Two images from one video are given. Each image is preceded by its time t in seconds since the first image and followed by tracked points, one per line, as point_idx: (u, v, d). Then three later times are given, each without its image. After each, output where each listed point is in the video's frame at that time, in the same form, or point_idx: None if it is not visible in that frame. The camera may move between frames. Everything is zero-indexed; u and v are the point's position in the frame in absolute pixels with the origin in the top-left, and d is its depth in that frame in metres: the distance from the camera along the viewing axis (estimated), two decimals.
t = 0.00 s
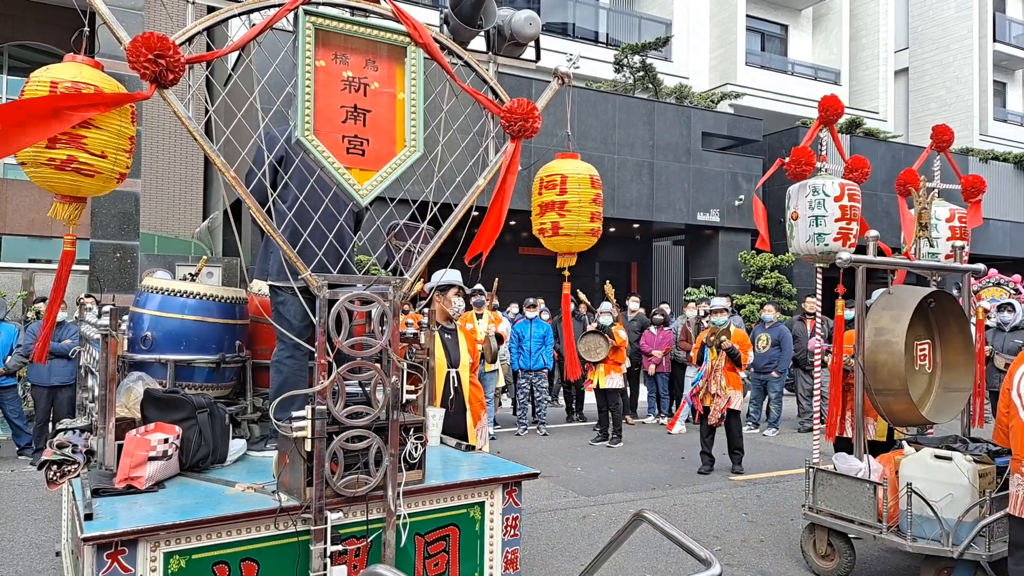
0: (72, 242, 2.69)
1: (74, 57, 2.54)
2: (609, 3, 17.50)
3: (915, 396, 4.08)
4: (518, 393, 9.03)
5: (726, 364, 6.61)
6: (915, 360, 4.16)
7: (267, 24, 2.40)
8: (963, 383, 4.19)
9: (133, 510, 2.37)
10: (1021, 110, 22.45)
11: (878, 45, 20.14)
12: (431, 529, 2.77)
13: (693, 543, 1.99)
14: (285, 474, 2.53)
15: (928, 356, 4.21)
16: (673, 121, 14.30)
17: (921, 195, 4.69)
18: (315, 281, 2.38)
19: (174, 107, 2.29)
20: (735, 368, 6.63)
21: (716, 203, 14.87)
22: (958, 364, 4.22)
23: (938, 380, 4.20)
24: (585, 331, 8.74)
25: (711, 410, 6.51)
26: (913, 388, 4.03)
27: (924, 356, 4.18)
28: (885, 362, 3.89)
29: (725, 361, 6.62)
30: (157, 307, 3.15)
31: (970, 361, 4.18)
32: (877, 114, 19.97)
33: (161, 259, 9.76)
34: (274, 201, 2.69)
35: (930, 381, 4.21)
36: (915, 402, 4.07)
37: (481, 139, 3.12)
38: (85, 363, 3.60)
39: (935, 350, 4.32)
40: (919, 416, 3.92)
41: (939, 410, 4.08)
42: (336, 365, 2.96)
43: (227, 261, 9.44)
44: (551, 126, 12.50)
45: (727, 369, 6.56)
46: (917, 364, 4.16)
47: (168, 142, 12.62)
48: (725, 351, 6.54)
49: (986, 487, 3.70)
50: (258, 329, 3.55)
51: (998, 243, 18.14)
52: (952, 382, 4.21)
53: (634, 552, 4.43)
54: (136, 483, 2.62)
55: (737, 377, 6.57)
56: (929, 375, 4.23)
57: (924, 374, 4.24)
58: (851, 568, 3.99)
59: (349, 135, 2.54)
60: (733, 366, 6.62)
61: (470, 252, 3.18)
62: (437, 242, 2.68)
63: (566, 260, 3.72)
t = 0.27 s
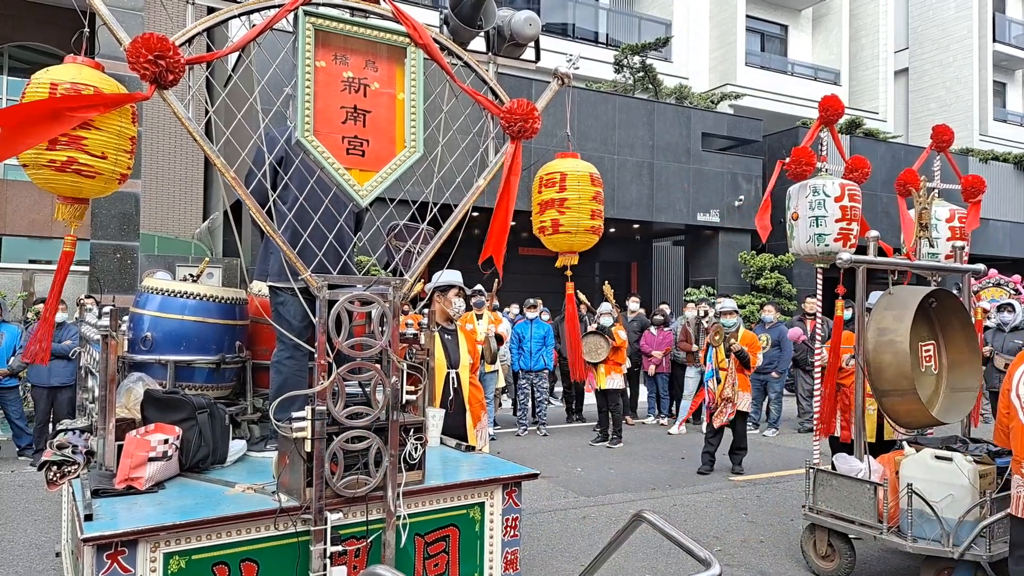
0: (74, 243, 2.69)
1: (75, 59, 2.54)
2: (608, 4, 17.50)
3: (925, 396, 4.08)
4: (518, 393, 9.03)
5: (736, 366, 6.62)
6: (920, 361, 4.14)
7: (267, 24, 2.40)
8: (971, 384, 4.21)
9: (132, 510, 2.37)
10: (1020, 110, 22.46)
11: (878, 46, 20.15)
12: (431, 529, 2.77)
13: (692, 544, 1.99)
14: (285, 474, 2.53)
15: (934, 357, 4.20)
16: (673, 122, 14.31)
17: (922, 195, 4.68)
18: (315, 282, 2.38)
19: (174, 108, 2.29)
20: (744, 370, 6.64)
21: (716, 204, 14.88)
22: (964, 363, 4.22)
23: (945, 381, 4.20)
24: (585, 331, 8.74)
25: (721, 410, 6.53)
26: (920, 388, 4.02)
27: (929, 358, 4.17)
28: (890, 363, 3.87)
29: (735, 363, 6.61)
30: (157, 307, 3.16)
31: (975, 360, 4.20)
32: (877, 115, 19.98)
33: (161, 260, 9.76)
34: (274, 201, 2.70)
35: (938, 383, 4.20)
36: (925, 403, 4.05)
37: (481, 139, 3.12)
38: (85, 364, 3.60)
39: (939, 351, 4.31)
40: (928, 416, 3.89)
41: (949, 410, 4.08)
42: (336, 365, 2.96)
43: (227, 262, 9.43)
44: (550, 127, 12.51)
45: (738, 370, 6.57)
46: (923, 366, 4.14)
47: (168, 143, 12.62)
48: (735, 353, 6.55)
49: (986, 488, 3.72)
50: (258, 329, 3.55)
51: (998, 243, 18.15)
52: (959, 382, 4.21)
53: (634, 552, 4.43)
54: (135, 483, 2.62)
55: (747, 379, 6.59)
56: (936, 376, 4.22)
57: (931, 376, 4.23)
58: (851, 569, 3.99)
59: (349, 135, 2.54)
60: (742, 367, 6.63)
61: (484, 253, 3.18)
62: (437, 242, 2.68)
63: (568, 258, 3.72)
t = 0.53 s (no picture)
0: (74, 243, 2.69)
1: (75, 58, 2.54)
2: (609, 3, 17.50)
3: (926, 395, 4.09)
4: (518, 393, 9.03)
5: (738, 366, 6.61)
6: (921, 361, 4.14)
7: (267, 24, 2.40)
8: (973, 383, 4.20)
9: (132, 510, 2.37)
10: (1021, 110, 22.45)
11: (878, 46, 20.15)
12: (431, 529, 2.77)
13: (693, 544, 1.99)
14: (285, 474, 2.53)
15: (935, 357, 4.20)
16: (673, 121, 14.30)
17: (923, 195, 4.68)
18: (315, 282, 2.38)
19: (174, 108, 2.29)
20: (747, 370, 6.63)
21: (716, 204, 14.88)
22: (965, 362, 4.22)
23: (946, 381, 4.20)
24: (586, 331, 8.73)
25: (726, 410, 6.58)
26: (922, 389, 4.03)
27: (931, 358, 4.16)
28: (893, 363, 3.87)
29: (736, 363, 6.62)
30: (157, 307, 3.15)
31: (976, 360, 4.20)
32: (877, 115, 19.98)
33: (161, 259, 9.76)
34: (274, 201, 2.70)
35: (938, 383, 4.20)
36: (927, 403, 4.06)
37: (481, 139, 3.12)
38: (85, 364, 3.59)
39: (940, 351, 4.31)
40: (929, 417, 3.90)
41: (952, 409, 4.09)
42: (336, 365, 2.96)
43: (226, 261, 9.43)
44: (550, 126, 12.51)
45: (741, 372, 6.58)
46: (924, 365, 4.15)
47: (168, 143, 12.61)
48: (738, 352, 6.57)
49: (988, 487, 3.72)
50: (258, 329, 3.55)
51: (998, 243, 18.14)
52: (961, 382, 4.21)
53: (634, 552, 4.43)
54: (136, 483, 2.62)
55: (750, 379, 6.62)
56: (937, 376, 4.22)
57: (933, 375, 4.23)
58: (852, 569, 3.99)
59: (349, 135, 2.54)
60: (745, 368, 6.63)
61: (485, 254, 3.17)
62: (437, 242, 2.68)
63: (568, 256, 3.72)
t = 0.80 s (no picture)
0: (73, 242, 2.69)
1: (75, 57, 2.53)
2: (609, 3, 17.49)
3: (920, 394, 4.09)
4: (518, 392, 9.02)
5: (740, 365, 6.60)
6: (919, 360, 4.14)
7: (267, 23, 2.40)
8: (966, 383, 4.19)
9: (133, 510, 2.37)
10: (1021, 110, 22.44)
11: (878, 45, 20.14)
12: (431, 529, 2.77)
13: (694, 544, 1.98)
14: (286, 473, 2.53)
15: (931, 356, 4.21)
16: (673, 121, 14.30)
17: (924, 194, 4.68)
18: (316, 281, 2.38)
19: (174, 107, 2.28)
20: (748, 369, 6.61)
21: (716, 203, 14.87)
22: (960, 363, 4.22)
23: (940, 379, 4.21)
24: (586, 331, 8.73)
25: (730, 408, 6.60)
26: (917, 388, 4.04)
27: (927, 357, 4.17)
28: (890, 362, 3.90)
29: (737, 361, 6.58)
30: (158, 307, 3.15)
31: (972, 360, 4.18)
32: (877, 114, 19.97)
33: (160, 259, 9.75)
34: (274, 200, 2.70)
35: (933, 381, 4.21)
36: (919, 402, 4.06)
37: (482, 138, 3.11)
38: (85, 363, 3.59)
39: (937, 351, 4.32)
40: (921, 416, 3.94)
41: (943, 409, 4.08)
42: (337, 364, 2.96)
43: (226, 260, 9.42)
44: (550, 125, 12.50)
45: (742, 370, 6.57)
46: (919, 364, 4.13)
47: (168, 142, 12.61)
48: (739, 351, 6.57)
49: (989, 487, 3.72)
50: (258, 328, 3.54)
51: (998, 243, 18.14)
52: (954, 382, 4.21)
53: (635, 552, 4.42)
54: (136, 483, 2.62)
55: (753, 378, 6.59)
56: (931, 374, 4.23)
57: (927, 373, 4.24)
58: (853, 568, 3.99)
59: (350, 134, 2.54)
60: (747, 366, 6.61)
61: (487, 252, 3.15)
62: (437, 242, 2.67)
63: (563, 256, 3.71)
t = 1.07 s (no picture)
0: (73, 241, 2.69)
1: (74, 56, 2.53)
2: (608, 3, 17.49)
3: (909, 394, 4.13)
4: (518, 393, 9.02)
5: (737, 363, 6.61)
6: (909, 359, 4.17)
7: (266, 23, 2.39)
8: (956, 384, 4.20)
9: (132, 509, 2.37)
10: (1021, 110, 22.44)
11: (878, 45, 20.14)
12: (431, 529, 2.76)
13: (693, 544, 1.98)
14: (285, 474, 2.52)
15: (923, 355, 4.22)
16: (672, 121, 14.30)
17: (922, 194, 4.68)
18: (315, 281, 2.38)
19: (174, 107, 2.28)
20: (745, 368, 6.60)
21: (716, 203, 14.87)
22: (952, 364, 4.22)
23: (931, 379, 4.22)
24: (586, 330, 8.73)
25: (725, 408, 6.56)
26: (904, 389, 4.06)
27: (918, 356, 4.18)
28: (882, 361, 3.92)
29: (736, 361, 6.61)
30: (157, 306, 3.15)
31: (964, 363, 4.18)
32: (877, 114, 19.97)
33: (160, 259, 9.74)
34: (273, 200, 2.70)
35: (923, 380, 4.23)
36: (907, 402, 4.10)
37: (481, 138, 3.11)
38: (85, 363, 3.59)
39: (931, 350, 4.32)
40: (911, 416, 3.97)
41: (930, 410, 4.11)
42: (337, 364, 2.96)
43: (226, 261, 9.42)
44: (550, 126, 12.50)
45: (739, 368, 6.56)
46: (910, 363, 4.16)
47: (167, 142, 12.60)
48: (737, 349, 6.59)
49: (987, 486, 3.73)
50: (258, 328, 3.54)
51: (998, 243, 18.14)
52: (945, 381, 4.21)
53: (634, 552, 4.42)
54: (135, 483, 2.62)
55: (747, 377, 6.53)
56: (922, 373, 4.25)
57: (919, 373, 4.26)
58: (852, 568, 3.99)
59: (349, 134, 2.54)
60: (744, 365, 6.60)
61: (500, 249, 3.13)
62: (437, 242, 2.67)
63: (558, 257, 3.72)
